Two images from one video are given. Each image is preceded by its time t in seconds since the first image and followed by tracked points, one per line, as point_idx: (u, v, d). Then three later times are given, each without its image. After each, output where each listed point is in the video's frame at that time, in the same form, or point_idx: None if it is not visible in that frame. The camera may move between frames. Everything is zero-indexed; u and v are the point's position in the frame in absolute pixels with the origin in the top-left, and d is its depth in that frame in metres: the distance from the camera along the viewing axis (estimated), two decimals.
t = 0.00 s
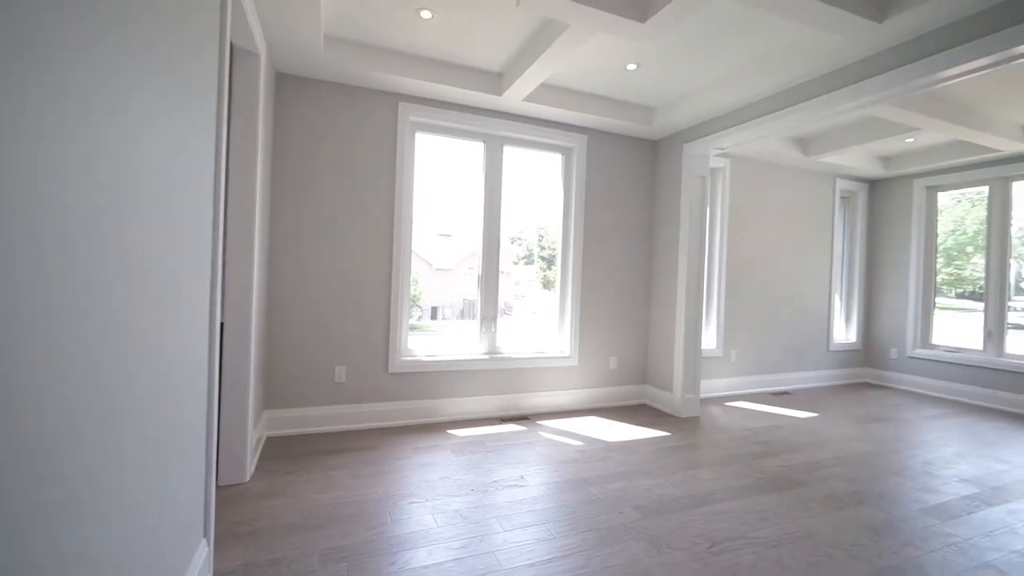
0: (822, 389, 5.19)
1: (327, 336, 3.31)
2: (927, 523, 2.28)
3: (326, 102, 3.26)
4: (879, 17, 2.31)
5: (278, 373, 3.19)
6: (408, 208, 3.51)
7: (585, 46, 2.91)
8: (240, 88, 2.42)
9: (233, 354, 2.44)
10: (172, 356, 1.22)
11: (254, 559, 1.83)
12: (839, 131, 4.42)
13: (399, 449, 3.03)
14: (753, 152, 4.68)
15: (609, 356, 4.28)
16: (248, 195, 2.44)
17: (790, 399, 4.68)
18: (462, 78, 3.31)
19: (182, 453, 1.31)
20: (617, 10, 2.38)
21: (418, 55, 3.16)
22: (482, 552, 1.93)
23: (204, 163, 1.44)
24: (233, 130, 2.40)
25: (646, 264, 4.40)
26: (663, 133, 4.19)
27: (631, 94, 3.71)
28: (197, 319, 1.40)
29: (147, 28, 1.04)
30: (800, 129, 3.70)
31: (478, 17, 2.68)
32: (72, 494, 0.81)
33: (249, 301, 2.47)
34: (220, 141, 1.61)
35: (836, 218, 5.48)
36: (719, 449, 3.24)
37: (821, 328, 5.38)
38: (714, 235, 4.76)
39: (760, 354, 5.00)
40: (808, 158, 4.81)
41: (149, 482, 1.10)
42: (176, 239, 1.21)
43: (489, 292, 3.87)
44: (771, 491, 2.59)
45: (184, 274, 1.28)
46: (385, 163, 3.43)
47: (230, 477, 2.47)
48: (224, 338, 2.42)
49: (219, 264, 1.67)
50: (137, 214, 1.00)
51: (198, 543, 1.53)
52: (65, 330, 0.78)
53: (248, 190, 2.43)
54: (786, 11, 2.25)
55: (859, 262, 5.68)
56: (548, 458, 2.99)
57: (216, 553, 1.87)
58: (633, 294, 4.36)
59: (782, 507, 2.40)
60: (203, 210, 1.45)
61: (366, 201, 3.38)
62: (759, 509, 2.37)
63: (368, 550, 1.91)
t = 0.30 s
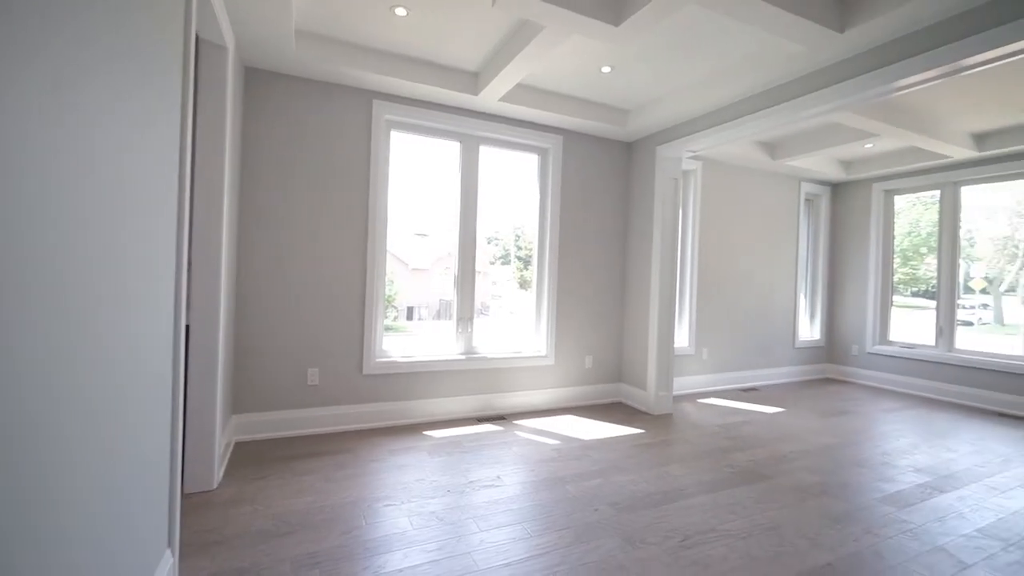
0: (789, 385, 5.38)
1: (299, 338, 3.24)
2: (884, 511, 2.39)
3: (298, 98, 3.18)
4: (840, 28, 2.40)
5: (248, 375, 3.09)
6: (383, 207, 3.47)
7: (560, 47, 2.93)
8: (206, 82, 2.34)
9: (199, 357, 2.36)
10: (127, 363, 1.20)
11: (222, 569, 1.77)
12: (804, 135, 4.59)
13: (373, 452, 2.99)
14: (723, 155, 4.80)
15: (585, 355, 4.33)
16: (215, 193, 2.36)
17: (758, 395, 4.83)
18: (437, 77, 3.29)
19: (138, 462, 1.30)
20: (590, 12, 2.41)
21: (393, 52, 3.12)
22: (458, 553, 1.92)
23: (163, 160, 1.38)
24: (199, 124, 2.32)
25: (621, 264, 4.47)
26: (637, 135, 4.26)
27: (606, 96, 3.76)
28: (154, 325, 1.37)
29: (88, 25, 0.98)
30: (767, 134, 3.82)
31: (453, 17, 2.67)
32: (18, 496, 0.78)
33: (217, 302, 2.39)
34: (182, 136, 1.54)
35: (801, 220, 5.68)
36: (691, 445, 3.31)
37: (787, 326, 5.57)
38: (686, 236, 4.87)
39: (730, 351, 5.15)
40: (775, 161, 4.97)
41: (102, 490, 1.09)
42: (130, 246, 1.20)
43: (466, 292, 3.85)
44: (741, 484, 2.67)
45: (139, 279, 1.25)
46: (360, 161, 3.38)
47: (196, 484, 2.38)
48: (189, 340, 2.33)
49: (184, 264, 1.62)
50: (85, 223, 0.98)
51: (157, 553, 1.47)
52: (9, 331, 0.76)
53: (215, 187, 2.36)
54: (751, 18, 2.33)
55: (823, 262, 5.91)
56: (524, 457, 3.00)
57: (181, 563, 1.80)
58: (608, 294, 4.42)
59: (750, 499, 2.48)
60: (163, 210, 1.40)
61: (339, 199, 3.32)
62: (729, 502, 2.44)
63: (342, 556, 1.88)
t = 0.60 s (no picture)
0: (756, 381, 5.55)
1: (269, 339, 3.15)
2: (843, 500, 2.50)
3: (267, 93, 3.10)
4: (803, 36, 2.51)
5: (214, 379, 2.99)
6: (356, 206, 3.41)
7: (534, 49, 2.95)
8: (168, 74, 2.25)
9: (161, 360, 2.27)
10: (85, 369, 1.13)
11: None
12: (770, 140, 4.75)
13: (346, 455, 2.93)
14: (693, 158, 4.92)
15: (560, 354, 4.36)
16: (179, 189, 2.28)
17: (727, 392, 4.97)
18: (411, 75, 3.26)
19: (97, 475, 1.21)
20: (564, 14, 2.43)
21: (366, 49, 3.07)
22: (434, 555, 1.91)
23: (121, 156, 1.31)
24: (160, 118, 2.23)
25: (595, 264, 4.52)
26: (610, 137, 4.32)
27: (580, 98, 3.80)
28: (113, 327, 1.30)
29: (48, 12, 0.94)
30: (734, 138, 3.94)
31: (427, 14, 2.65)
32: None
33: (181, 303, 2.30)
34: (143, 132, 1.48)
35: (767, 221, 5.88)
36: (663, 442, 3.39)
37: (754, 324, 5.75)
38: (658, 237, 4.97)
39: (701, 349, 5.28)
40: (743, 165, 5.13)
41: (58, 506, 1.00)
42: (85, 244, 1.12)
43: (440, 292, 3.83)
44: (710, 479, 2.74)
45: (97, 279, 1.18)
46: (332, 159, 3.31)
47: (159, 494, 2.29)
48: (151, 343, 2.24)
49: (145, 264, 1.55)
50: (38, 218, 0.91)
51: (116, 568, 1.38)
52: None
53: (178, 182, 2.27)
54: (719, 25, 2.40)
55: (787, 262, 6.13)
56: (500, 457, 3.01)
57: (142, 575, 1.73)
58: (583, 294, 4.47)
59: (719, 493, 2.56)
60: (122, 209, 1.33)
61: (310, 198, 3.25)
62: (699, 496, 2.51)
63: (314, 562, 1.84)
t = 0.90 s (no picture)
0: (722, 377, 5.73)
1: (233, 342, 3.05)
2: (803, 490, 2.62)
3: (231, 86, 2.99)
4: (765, 45, 2.61)
5: (174, 384, 2.87)
6: (325, 204, 3.33)
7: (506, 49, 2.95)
8: (123, 64, 2.14)
9: (116, 365, 2.16)
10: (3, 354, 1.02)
11: None
12: (734, 144, 4.91)
13: (316, 459, 2.87)
14: (662, 160, 5.03)
15: (533, 353, 4.39)
16: (135, 185, 2.17)
17: (694, 388, 5.11)
18: (382, 72, 3.21)
19: (14, 478, 1.07)
20: (536, 15, 2.44)
21: (336, 44, 3.01)
22: (406, 558, 1.89)
23: (67, 147, 1.22)
24: (114, 110, 2.12)
25: (567, 264, 4.57)
26: (582, 138, 4.38)
27: (552, 99, 3.83)
28: (55, 317, 1.21)
29: None
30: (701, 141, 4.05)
31: (398, 11, 2.62)
32: None
33: (138, 304, 2.20)
34: (96, 118, 1.40)
35: (732, 223, 6.07)
36: (634, 438, 3.45)
37: (720, 322, 5.93)
38: (629, 237, 5.06)
39: (669, 347, 5.41)
40: (710, 167, 5.28)
41: None
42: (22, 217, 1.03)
43: (413, 293, 3.78)
44: (679, 473, 2.82)
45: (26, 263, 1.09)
46: (300, 156, 3.23)
47: (114, 505, 2.18)
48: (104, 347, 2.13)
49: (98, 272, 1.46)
50: None
51: None
52: None
53: (134, 178, 2.17)
54: (686, 31, 2.47)
55: (751, 262, 6.35)
56: (473, 457, 3.00)
57: None
58: (555, 293, 4.51)
59: (687, 487, 2.63)
60: (70, 192, 1.25)
61: (277, 195, 3.16)
62: (668, 490, 2.57)
63: (281, 570, 1.79)
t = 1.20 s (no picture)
0: (690, 374, 5.88)
1: (196, 344, 2.93)
2: (766, 482, 2.72)
3: (192, 78, 2.88)
4: (730, 51, 2.69)
5: (132, 389, 2.74)
6: (293, 202, 3.24)
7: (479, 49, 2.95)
8: (73, 52, 2.03)
9: (67, 370, 2.04)
10: None
11: None
12: (702, 147, 5.04)
13: (284, 465, 2.79)
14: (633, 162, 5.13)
15: (506, 353, 4.39)
16: (88, 181, 2.06)
17: (664, 385, 5.23)
18: (353, 68, 3.15)
19: None
20: (509, 15, 2.44)
21: (305, 39, 2.94)
22: (378, 563, 1.87)
23: None
24: (62, 100, 2.00)
25: (540, 264, 4.60)
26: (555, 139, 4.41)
27: (525, 100, 3.85)
28: None
29: None
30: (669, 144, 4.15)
31: (369, 7, 2.58)
32: None
33: (91, 306, 2.09)
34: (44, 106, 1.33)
35: (700, 224, 6.24)
36: (606, 436, 3.50)
37: (688, 321, 6.08)
38: (601, 237, 5.13)
39: (640, 345, 5.51)
40: (679, 169, 5.40)
41: None
42: None
43: (385, 293, 3.73)
44: (650, 469, 2.88)
45: None
46: (267, 153, 3.13)
47: (65, 518, 2.06)
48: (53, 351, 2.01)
49: (47, 279, 1.38)
50: None
51: None
52: None
53: (87, 173, 2.06)
54: (656, 35, 2.52)
55: (718, 262, 6.54)
56: (446, 458, 2.99)
57: None
58: (528, 293, 4.53)
59: (658, 482, 2.69)
60: None
61: (242, 192, 3.05)
62: (639, 486, 2.63)
63: None
